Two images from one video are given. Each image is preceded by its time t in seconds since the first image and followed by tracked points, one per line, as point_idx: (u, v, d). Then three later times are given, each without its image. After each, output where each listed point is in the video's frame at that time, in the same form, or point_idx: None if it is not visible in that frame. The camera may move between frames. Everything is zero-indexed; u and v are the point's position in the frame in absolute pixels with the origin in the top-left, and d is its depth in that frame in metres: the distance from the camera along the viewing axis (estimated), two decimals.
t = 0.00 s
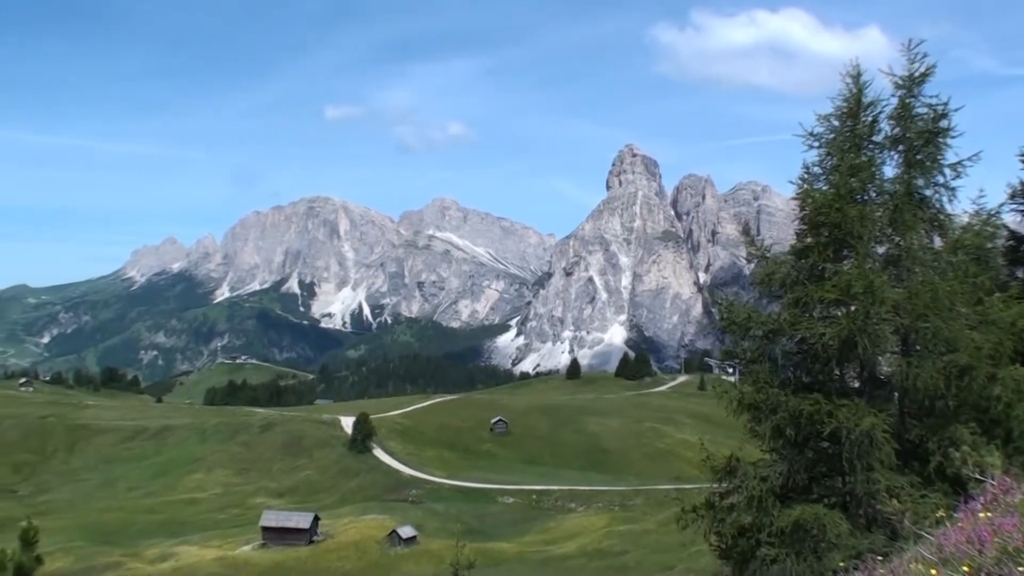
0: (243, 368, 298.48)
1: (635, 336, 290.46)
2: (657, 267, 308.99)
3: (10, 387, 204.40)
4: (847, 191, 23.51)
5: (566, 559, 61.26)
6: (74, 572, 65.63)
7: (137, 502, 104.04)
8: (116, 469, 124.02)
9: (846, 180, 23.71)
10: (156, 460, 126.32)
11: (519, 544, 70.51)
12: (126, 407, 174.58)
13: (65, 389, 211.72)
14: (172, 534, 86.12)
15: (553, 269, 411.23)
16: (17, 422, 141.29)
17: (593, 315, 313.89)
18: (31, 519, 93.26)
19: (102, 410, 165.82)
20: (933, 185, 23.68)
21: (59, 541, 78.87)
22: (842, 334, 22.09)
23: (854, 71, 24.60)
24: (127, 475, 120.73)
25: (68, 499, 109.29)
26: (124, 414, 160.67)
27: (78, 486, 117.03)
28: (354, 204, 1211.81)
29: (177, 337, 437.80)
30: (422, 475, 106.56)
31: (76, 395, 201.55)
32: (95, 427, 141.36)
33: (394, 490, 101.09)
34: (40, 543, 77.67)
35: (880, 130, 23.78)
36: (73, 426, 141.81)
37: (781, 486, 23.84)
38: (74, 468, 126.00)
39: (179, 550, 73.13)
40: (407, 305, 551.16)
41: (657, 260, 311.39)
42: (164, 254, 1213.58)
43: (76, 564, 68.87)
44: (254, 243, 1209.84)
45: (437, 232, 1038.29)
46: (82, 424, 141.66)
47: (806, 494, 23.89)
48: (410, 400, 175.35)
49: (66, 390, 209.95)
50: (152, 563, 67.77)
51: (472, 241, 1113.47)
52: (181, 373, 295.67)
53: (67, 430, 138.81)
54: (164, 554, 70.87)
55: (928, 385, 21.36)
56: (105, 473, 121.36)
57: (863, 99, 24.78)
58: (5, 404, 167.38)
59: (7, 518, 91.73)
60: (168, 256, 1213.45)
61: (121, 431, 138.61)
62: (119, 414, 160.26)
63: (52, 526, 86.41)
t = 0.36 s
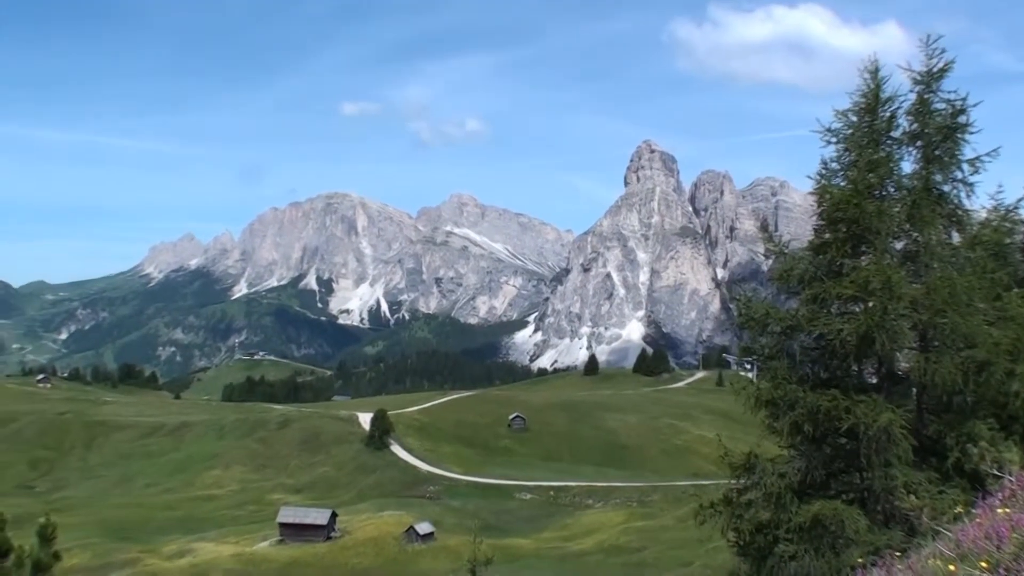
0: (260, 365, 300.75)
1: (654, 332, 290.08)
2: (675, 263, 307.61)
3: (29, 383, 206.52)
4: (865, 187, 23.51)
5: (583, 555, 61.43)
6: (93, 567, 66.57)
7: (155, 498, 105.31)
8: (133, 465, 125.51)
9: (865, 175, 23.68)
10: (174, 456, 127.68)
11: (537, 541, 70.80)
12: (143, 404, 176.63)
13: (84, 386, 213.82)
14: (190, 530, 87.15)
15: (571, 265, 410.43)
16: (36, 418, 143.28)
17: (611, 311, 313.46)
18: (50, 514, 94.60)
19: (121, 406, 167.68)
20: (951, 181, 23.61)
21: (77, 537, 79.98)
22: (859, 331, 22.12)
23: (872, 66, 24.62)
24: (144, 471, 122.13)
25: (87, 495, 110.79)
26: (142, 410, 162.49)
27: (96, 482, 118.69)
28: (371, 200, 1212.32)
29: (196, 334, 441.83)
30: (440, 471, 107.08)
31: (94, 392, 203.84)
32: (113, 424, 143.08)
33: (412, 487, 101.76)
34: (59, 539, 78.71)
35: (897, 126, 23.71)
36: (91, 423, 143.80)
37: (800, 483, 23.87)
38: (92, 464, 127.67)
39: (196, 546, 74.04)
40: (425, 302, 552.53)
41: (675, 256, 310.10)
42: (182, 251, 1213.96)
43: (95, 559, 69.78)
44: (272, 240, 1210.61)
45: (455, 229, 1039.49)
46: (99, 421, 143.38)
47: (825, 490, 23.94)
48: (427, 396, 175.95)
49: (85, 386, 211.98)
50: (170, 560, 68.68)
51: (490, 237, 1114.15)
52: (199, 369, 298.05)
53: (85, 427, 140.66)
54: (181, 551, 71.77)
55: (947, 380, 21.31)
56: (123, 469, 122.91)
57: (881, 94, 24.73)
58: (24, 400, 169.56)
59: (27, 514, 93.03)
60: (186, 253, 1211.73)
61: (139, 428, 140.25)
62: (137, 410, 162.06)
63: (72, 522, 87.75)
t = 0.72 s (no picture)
0: (270, 369, 302.11)
1: (664, 334, 289.75)
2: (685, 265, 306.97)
3: (40, 388, 207.65)
4: (875, 188, 23.54)
5: (594, 558, 61.33)
6: (104, 571, 67.02)
7: (166, 502, 105.93)
8: (144, 469, 126.31)
9: (874, 177, 23.71)
10: (184, 460, 128.44)
11: (548, 543, 70.79)
12: (153, 408, 177.48)
13: (95, 390, 215.07)
14: (200, 534, 87.56)
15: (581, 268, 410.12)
16: (47, 422, 144.28)
17: (621, 314, 313.10)
18: (61, 518, 95.29)
19: (131, 410, 168.47)
20: (960, 182, 23.57)
21: (88, 541, 80.49)
22: (870, 332, 22.11)
23: (881, 68, 24.67)
24: (155, 475, 122.88)
25: (98, 499, 111.48)
26: (152, 414, 163.37)
27: (107, 486, 119.47)
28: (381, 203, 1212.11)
29: (207, 338, 444.01)
30: (450, 474, 107.41)
31: (104, 396, 205.12)
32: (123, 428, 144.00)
33: (423, 490, 101.94)
34: (70, 543, 79.25)
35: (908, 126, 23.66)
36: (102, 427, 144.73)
37: (810, 484, 23.84)
38: (103, 468, 128.49)
39: (208, 550, 74.44)
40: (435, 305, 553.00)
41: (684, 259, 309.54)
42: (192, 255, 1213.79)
43: (105, 563, 70.24)
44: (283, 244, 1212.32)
45: (465, 232, 1040.16)
46: (110, 424, 144.36)
47: (836, 492, 23.93)
48: (438, 399, 176.26)
49: (95, 391, 212.97)
50: (180, 564, 69.05)
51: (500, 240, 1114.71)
52: (210, 372, 299.19)
53: (96, 432, 141.58)
54: (192, 555, 72.12)
55: (957, 381, 21.27)
56: (134, 473, 123.77)
57: (889, 96, 24.77)
58: (35, 405, 170.64)
59: (38, 518, 93.80)
60: (196, 257, 1210.75)
61: (150, 432, 141.12)
62: (147, 414, 162.97)
63: (83, 526, 88.36)
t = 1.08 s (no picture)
0: (284, 369, 303.45)
1: (678, 333, 288.75)
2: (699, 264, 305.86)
3: (55, 389, 209.56)
4: (889, 186, 23.51)
5: (608, 557, 61.46)
6: (119, 571, 67.71)
7: (180, 502, 106.97)
8: (158, 469, 127.37)
9: (888, 175, 23.66)
10: (199, 460, 129.47)
11: (562, 542, 71.01)
12: (167, 408, 178.88)
13: (109, 391, 216.75)
14: (215, 534, 88.35)
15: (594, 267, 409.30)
16: (62, 423, 145.67)
17: (635, 313, 312.28)
18: (77, 518, 96.45)
19: (146, 411, 169.94)
20: (975, 180, 23.53)
21: (103, 541, 81.31)
22: (884, 331, 22.12)
23: (895, 67, 24.59)
24: (169, 475, 124.01)
25: (113, 499, 112.63)
26: (167, 414, 164.82)
27: (121, 485, 120.59)
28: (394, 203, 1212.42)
29: (221, 338, 446.55)
30: (465, 474, 107.82)
31: (119, 397, 206.67)
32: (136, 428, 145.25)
33: (437, 489, 102.39)
34: (85, 543, 80.03)
35: (922, 124, 23.60)
36: (116, 428, 146.02)
37: (824, 483, 23.89)
38: (118, 468, 129.78)
39: (222, 550, 75.13)
40: (449, 305, 553.58)
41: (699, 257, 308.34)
42: (206, 254, 1212.81)
43: (120, 563, 70.86)
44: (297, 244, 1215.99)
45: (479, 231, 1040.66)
46: (124, 425, 145.83)
47: (850, 491, 23.94)
48: (451, 398, 176.73)
49: (110, 391, 214.46)
50: (195, 563, 69.78)
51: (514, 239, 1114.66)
52: (224, 373, 300.91)
53: (110, 432, 142.92)
54: (207, 555, 72.83)
55: (972, 380, 21.25)
56: (149, 473, 125.03)
57: (904, 93, 24.70)
58: (51, 405, 172.37)
59: (54, 518, 94.90)
60: (210, 257, 1212.95)
61: (164, 432, 142.35)
62: (161, 414, 164.36)
63: (99, 526, 89.37)
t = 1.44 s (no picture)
0: (295, 366, 304.43)
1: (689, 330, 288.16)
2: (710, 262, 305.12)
3: (67, 385, 211.00)
4: (901, 184, 23.42)
5: (618, 555, 61.66)
6: (130, 568, 68.28)
7: (191, 498, 107.77)
8: (169, 466, 128.23)
9: (899, 173, 23.58)
10: (210, 457, 130.42)
11: (573, 540, 71.16)
12: (177, 404, 179.90)
13: (120, 387, 218.03)
14: (226, 531, 88.87)
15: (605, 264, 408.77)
16: (73, 419, 146.93)
17: (645, 310, 311.54)
18: (88, 515, 97.30)
19: (157, 407, 171.02)
20: (986, 177, 23.43)
21: (115, 537, 82.04)
22: (895, 329, 22.06)
23: (906, 63, 24.50)
24: (180, 472, 124.85)
25: (124, 495, 113.55)
26: (177, 411, 165.72)
27: (132, 481, 121.60)
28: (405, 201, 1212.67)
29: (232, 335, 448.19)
30: (475, 471, 108.08)
31: (129, 393, 207.85)
32: (147, 425, 146.39)
33: (448, 486, 102.77)
34: (96, 539, 80.77)
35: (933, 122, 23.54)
36: (126, 424, 147.01)
37: (835, 480, 23.84)
38: (129, 464, 130.83)
39: (233, 546, 75.64)
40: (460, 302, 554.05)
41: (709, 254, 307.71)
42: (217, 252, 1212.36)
43: (131, 560, 71.46)
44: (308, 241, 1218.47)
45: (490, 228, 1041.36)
46: (135, 422, 146.89)
47: (861, 489, 23.91)
48: (461, 396, 177.09)
49: (121, 388, 215.96)
50: (205, 560, 70.30)
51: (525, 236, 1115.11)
52: (235, 370, 302.11)
53: (121, 429, 143.96)
54: (217, 551, 73.32)
55: (983, 378, 21.21)
56: (160, 469, 125.97)
57: (915, 91, 24.63)
58: (62, 402, 173.45)
59: (65, 514, 95.73)
60: (221, 253, 1212.63)
61: (175, 429, 143.42)
62: (172, 411, 165.32)
63: (110, 522, 90.08)
